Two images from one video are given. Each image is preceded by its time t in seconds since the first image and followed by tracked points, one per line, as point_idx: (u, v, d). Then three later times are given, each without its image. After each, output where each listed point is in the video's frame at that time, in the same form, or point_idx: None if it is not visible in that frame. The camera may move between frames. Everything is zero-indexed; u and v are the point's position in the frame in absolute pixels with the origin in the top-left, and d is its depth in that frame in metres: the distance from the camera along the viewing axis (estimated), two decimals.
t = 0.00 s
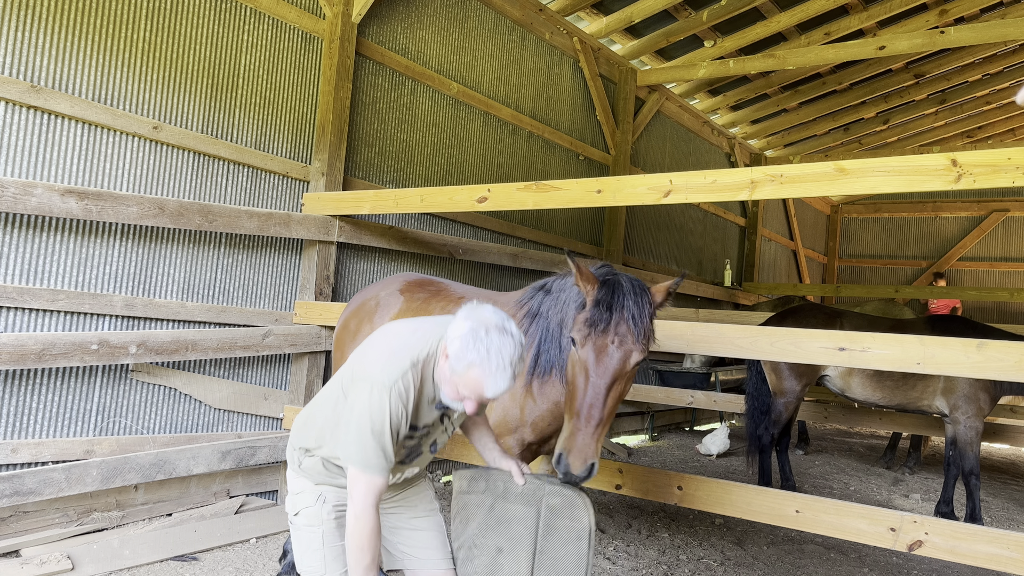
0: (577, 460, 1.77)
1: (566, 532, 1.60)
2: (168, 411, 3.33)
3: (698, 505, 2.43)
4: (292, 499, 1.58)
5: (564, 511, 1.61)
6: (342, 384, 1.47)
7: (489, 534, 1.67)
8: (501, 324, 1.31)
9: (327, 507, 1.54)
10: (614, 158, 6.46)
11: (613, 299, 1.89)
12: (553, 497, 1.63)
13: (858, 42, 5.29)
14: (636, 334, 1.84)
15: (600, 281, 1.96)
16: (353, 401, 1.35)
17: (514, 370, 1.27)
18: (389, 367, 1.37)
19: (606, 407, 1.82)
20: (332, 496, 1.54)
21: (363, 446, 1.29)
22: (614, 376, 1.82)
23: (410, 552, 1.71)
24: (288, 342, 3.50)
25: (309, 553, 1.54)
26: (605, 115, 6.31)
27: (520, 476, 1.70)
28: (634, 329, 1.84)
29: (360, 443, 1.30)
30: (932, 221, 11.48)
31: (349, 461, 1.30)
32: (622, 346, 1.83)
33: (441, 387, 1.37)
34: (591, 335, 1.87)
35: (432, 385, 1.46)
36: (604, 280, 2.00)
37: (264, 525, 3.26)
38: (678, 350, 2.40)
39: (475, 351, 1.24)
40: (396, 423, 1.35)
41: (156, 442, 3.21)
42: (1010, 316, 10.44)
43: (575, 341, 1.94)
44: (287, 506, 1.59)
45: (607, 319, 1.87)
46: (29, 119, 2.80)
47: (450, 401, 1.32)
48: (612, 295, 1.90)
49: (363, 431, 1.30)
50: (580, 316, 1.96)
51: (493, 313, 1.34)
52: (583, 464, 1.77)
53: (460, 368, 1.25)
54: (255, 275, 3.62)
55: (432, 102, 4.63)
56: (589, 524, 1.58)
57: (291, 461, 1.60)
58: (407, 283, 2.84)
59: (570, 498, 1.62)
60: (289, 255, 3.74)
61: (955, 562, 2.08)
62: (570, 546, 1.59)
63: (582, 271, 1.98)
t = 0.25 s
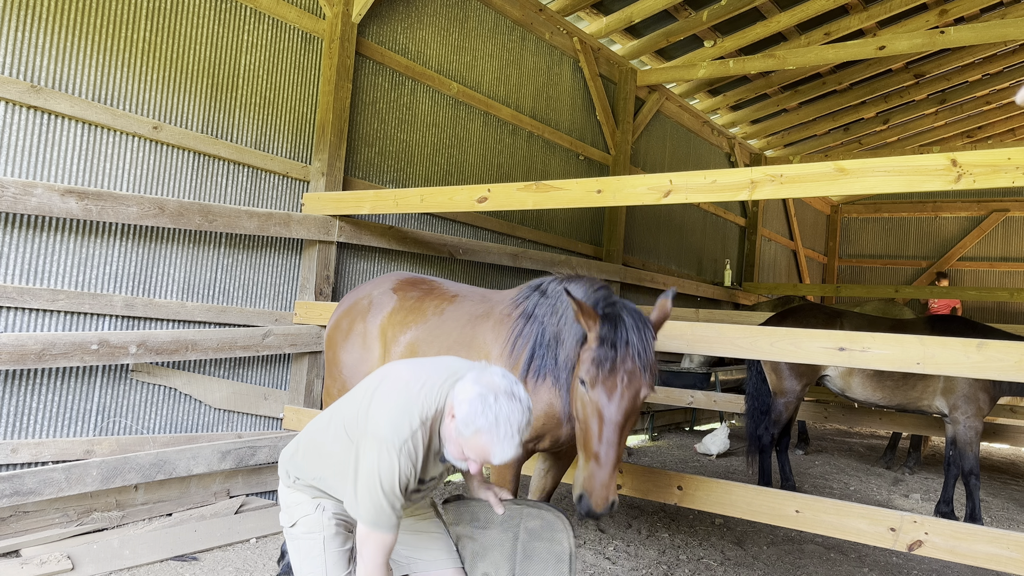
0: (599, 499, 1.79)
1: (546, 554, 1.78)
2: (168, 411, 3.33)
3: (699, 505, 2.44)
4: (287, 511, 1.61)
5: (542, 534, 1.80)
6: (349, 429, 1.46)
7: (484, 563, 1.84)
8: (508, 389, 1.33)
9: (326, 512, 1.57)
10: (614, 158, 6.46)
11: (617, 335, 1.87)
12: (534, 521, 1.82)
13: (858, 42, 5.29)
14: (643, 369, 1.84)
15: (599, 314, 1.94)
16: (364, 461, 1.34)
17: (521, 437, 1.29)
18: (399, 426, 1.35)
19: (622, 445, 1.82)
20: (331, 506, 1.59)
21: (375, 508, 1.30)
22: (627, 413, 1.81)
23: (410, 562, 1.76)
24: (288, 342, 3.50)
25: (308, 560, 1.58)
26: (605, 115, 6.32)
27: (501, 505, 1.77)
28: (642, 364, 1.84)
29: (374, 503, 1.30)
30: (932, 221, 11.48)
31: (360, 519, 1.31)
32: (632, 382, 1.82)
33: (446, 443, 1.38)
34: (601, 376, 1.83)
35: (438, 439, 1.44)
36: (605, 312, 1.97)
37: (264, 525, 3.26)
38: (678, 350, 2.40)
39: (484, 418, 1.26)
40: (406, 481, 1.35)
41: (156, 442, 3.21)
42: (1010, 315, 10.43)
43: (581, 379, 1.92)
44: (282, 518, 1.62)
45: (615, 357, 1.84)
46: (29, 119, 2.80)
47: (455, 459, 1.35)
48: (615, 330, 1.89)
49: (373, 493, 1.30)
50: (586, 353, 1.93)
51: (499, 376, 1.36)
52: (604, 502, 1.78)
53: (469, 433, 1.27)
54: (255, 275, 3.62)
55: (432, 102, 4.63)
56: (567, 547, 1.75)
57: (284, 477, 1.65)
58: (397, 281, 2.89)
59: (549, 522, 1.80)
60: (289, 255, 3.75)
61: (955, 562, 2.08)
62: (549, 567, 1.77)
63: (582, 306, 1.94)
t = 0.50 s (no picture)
0: (614, 556, 1.79)
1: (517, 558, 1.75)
2: (168, 412, 3.33)
3: (699, 505, 2.44)
4: (286, 527, 1.61)
5: (509, 540, 1.76)
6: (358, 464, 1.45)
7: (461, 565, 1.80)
8: (521, 433, 1.37)
9: (327, 524, 1.59)
10: (614, 158, 6.47)
11: (632, 395, 1.89)
12: (501, 528, 1.78)
13: (858, 42, 5.29)
14: (656, 428, 1.87)
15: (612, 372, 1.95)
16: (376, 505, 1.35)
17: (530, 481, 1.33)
18: (412, 470, 1.35)
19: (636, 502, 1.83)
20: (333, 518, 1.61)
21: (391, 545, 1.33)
22: (641, 473, 1.82)
23: None
24: (288, 342, 3.50)
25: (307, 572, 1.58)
26: (605, 115, 6.32)
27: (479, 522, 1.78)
28: (656, 423, 1.87)
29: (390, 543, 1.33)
30: (932, 221, 11.48)
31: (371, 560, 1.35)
32: (646, 443, 1.85)
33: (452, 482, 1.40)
34: (618, 438, 1.84)
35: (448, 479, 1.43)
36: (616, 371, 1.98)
37: (264, 525, 3.26)
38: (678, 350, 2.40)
39: (497, 463, 1.29)
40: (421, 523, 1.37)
41: (156, 442, 3.21)
42: (1010, 315, 10.43)
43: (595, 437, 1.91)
44: (280, 534, 1.62)
45: (631, 420, 1.85)
46: (29, 119, 2.80)
47: (461, 497, 1.38)
48: (629, 390, 1.90)
49: (388, 537, 1.32)
50: (599, 412, 1.93)
51: (513, 421, 1.40)
52: (617, 556, 1.79)
53: (481, 475, 1.30)
54: (255, 275, 3.62)
55: (432, 102, 4.63)
56: (534, 550, 1.71)
57: (279, 493, 1.65)
58: (390, 279, 2.88)
59: (516, 527, 1.76)
60: (290, 255, 3.75)
61: (955, 562, 2.08)
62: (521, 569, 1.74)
63: (599, 365, 1.92)
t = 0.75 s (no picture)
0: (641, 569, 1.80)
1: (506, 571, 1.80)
2: (168, 412, 3.33)
3: (698, 505, 2.44)
4: (286, 547, 1.60)
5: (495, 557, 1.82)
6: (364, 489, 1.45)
7: None
8: (529, 459, 1.39)
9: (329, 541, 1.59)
10: (614, 158, 6.47)
11: (649, 411, 1.91)
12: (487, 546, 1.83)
13: (858, 42, 5.29)
14: (673, 441, 1.90)
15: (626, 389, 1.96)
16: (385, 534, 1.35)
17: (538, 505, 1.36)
18: (422, 500, 1.35)
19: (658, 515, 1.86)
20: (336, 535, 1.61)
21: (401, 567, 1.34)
22: (661, 486, 1.86)
23: None
24: (288, 342, 3.50)
25: None
26: (605, 115, 6.32)
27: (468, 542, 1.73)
28: (674, 435, 1.90)
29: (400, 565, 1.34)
30: (932, 221, 11.48)
31: None
32: (665, 454, 1.88)
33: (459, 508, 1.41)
34: (639, 453, 1.86)
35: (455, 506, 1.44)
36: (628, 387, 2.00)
37: (263, 525, 3.26)
38: (678, 350, 2.39)
39: (508, 487, 1.32)
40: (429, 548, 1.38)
41: (156, 442, 3.21)
42: (1010, 315, 10.43)
43: (615, 454, 1.93)
44: (279, 555, 1.61)
45: (651, 433, 1.88)
46: (29, 119, 2.80)
47: (468, 522, 1.40)
48: (645, 405, 1.92)
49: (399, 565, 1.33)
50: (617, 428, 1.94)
51: (521, 446, 1.42)
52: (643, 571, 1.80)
53: (491, 500, 1.33)
54: (255, 275, 3.62)
55: (432, 102, 4.63)
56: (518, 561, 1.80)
57: (278, 514, 1.64)
58: (385, 279, 2.87)
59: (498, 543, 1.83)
60: (290, 256, 3.75)
61: (955, 562, 2.08)
62: None
63: (615, 384, 1.94)
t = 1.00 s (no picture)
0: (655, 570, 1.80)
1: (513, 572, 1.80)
2: (168, 412, 3.33)
3: (698, 505, 2.44)
4: (287, 559, 1.60)
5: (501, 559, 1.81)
6: (368, 505, 1.46)
7: None
8: (535, 470, 1.41)
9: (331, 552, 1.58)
10: (614, 158, 6.47)
11: (656, 411, 1.90)
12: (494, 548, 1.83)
13: (857, 42, 5.29)
14: (683, 439, 1.88)
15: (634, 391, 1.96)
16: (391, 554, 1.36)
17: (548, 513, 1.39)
18: (430, 519, 1.37)
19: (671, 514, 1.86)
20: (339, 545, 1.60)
21: None
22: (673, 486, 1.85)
23: None
24: (288, 342, 3.50)
25: None
26: (605, 115, 6.32)
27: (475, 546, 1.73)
28: (683, 436, 1.89)
29: None
30: (932, 221, 11.49)
31: None
32: (674, 451, 1.87)
33: (468, 522, 1.43)
34: (648, 455, 1.85)
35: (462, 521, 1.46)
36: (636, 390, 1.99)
37: (263, 525, 3.26)
38: (678, 350, 2.39)
39: (519, 500, 1.34)
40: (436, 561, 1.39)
41: (156, 442, 3.21)
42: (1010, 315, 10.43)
43: (625, 457, 1.93)
44: (280, 568, 1.60)
45: (660, 434, 1.87)
46: (29, 119, 2.81)
47: (479, 536, 1.42)
48: (653, 406, 1.92)
49: None
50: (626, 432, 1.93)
51: (525, 457, 1.44)
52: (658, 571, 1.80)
53: (502, 513, 1.35)
54: (255, 275, 3.62)
55: (432, 102, 4.63)
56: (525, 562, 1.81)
57: (277, 528, 1.63)
58: (379, 279, 2.87)
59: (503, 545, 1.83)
60: (290, 256, 3.75)
61: (955, 562, 2.08)
62: None
63: (622, 388, 1.92)
